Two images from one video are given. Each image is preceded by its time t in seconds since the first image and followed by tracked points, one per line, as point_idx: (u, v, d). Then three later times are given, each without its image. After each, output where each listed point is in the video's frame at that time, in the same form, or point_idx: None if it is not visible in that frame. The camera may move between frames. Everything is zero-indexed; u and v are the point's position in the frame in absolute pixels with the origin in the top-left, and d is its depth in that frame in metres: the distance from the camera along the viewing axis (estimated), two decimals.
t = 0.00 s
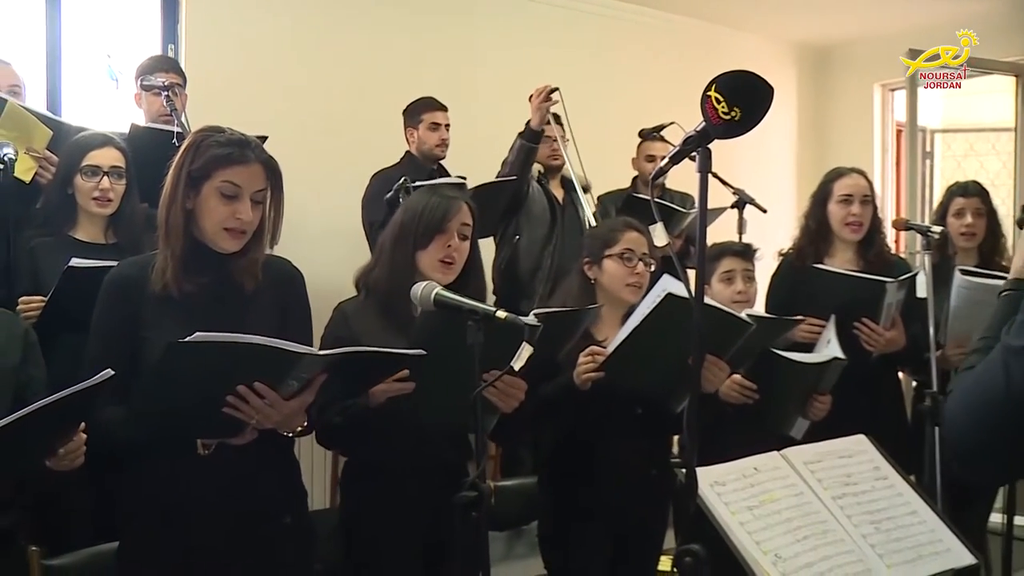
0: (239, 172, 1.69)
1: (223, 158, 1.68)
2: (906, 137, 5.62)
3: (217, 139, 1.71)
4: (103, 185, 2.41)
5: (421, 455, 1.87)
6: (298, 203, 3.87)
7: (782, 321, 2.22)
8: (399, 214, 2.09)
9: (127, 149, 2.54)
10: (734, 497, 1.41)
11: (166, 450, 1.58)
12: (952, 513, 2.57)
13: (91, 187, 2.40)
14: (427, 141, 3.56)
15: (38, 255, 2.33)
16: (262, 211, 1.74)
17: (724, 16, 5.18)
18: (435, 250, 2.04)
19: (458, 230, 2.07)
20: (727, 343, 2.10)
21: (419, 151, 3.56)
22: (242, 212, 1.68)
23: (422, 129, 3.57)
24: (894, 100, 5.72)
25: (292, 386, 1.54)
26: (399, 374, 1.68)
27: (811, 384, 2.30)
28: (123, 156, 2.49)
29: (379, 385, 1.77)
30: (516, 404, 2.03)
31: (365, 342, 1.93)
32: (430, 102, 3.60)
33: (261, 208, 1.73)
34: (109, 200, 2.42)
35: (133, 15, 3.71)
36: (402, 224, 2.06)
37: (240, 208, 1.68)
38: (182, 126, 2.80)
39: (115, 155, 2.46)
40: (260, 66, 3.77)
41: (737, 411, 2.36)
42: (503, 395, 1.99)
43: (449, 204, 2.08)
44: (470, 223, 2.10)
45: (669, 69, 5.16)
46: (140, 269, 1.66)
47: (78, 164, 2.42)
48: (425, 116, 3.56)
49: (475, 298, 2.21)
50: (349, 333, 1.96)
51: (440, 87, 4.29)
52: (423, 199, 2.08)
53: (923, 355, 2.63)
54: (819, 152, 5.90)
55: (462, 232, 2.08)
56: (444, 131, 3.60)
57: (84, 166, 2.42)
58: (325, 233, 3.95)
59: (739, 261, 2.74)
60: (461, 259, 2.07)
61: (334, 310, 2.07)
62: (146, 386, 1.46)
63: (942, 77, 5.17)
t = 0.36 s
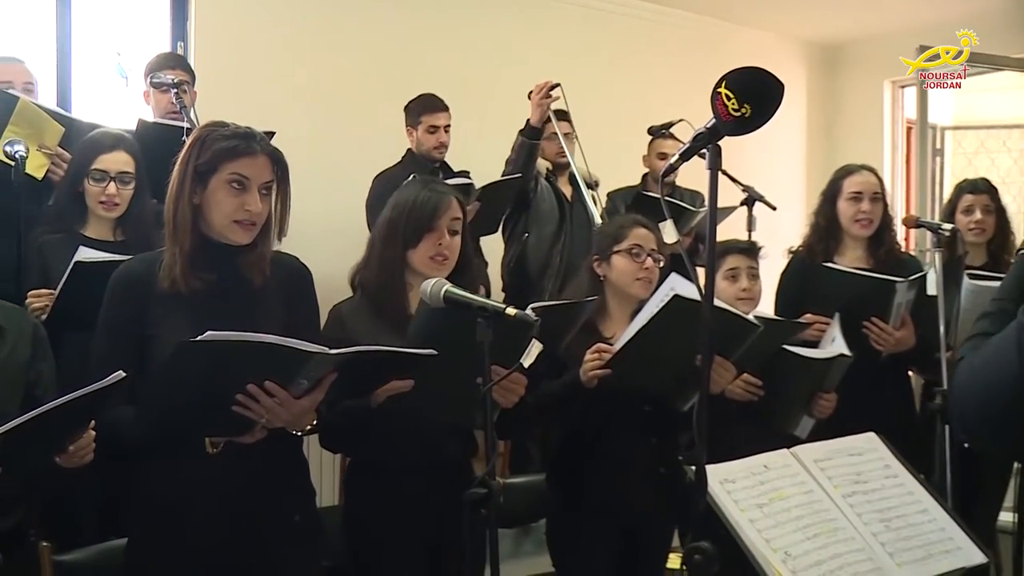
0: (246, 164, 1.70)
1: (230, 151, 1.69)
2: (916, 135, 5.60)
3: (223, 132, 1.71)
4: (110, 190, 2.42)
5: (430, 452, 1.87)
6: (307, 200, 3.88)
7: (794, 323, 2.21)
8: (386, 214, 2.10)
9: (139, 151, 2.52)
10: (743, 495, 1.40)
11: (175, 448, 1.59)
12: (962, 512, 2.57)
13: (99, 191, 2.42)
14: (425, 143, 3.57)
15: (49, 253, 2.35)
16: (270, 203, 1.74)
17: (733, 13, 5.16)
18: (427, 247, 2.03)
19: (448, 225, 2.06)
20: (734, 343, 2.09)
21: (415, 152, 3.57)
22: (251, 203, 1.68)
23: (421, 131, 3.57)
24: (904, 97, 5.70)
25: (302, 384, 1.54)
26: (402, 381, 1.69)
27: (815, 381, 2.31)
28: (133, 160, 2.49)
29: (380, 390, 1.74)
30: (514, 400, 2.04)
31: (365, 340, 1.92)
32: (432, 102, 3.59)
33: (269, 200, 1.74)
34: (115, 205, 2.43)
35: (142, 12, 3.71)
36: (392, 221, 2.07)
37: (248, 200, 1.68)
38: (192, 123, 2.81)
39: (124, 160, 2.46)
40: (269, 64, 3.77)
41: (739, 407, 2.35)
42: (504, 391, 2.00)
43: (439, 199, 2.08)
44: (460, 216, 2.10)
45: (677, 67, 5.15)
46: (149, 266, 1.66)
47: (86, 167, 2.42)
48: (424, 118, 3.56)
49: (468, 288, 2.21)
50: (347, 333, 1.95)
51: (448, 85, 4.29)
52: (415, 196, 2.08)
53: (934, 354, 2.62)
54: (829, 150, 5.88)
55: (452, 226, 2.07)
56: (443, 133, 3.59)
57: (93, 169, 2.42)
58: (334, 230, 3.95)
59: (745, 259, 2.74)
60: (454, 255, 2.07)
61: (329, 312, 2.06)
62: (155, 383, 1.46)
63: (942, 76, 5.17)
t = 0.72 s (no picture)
0: (253, 165, 1.70)
1: (236, 151, 1.69)
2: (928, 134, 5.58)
3: (229, 132, 1.72)
4: (114, 196, 2.41)
5: (443, 452, 1.88)
6: (318, 200, 3.88)
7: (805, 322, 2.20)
8: (383, 211, 2.10)
9: (148, 155, 2.51)
10: (755, 496, 1.40)
11: (186, 450, 1.59)
12: (974, 514, 2.56)
13: (105, 197, 2.41)
14: (432, 143, 3.56)
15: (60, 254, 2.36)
16: (277, 202, 1.74)
17: (745, 13, 5.15)
18: (430, 248, 2.04)
19: (444, 221, 2.07)
20: (742, 345, 2.07)
21: (424, 152, 3.56)
22: (258, 204, 1.68)
23: (427, 131, 3.57)
24: (916, 97, 5.67)
25: (310, 387, 1.54)
26: (414, 383, 1.69)
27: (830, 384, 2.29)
28: (140, 166, 2.47)
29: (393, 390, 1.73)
30: (530, 400, 2.01)
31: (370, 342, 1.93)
32: (437, 103, 3.59)
33: (276, 200, 1.74)
34: (120, 210, 2.42)
35: (155, 13, 3.73)
36: (387, 223, 2.06)
37: (256, 201, 1.68)
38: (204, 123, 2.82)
39: (129, 166, 2.45)
40: (280, 64, 3.79)
41: (751, 409, 2.35)
42: (517, 389, 1.98)
43: (432, 196, 2.08)
44: (454, 211, 2.11)
45: (688, 67, 5.15)
46: (158, 268, 1.67)
47: (94, 173, 2.42)
48: (429, 119, 3.56)
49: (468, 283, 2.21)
50: (352, 336, 1.94)
51: (458, 86, 4.29)
52: (406, 194, 2.08)
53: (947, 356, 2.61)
54: (840, 150, 5.86)
55: (449, 223, 2.08)
56: (450, 131, 3.58)
57: (98, 175, 2.42)
58: (346, 231, 3.96)
59: (757, 260, 2.73)
60: (456, 253, 2.07)
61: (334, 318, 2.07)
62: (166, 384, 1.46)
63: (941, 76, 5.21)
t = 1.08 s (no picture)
0: (265, 165, 1.70)
1: (249, 151, 1.69)
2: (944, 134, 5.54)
3: (241, 132, 1.72)
4: (124, 197, 2.42)
5: (455, 452, 1.89)
6: (331, 200, 3.89)
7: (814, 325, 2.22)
8: (401, 210, 2.11)
9: (157, 156, 2.52)
10: (770, 496, 1.40)
11: (200, 449, 1.60)
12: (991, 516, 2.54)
13: (115, 198, 2.42)
14: (449, 138, 3.57)
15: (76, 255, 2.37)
16: (290, 203, 1.75)
17: (758, 12, 5.14)
18: (449, 242, 2.05)
19: (461, 215, 2.08)
20: (754, 347, 2.06)
21: (442, 149, 3.57)
22: (270, 205, 1.68)
23: (445, 126, 3.58)
24: (932, 96, 5.62)
25: (324, 383, 1.54)
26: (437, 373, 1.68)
27: (843, 393, 2.28)
28: (150, 166, 2.48)
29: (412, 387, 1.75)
30: (553, 402, 2.00)
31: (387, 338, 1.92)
32: (454, 98, 3.61)
33: (289, 200, 1.74)
34: (130, 211, 2.43)
35: (170, 13, 3.75)
36: (405, 224, 2.08)
37: (268, 202, 1.69)
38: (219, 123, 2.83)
39: (139, 166, 2.45)
40: (294, 65, 3.80)
41: (766, 415, 2.34)
42: (540, 391, 1.97)
43: (445, 192, 2.10)
44: (470, 205, 2.12)
45: (702, 67, 5.14)
46: (170, 268, 1.68)
47: (104, 175, 2.43)
48: (447, 112, 3.57)
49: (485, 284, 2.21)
50: (374, 333, 1.94)
51: (471, 85, 4.29)
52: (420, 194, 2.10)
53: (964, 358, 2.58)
54: (854, 150, 5.84)
55: (466, 216, 2.09)
56: (468, 125, 3.59)
57: (109, 176, 2.43)
58: (360, 231, 3.97)
59: (771, 258, 2.72)
60: (476, 245, 2.08)
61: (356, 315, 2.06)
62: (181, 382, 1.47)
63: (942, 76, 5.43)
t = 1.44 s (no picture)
0: (287, 174, 1.71)
1: (271, 159, 1.70)
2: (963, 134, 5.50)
3: (264, 138, 1.73)
4: (140, 196, 2.45)
5: (473, 451, 1.88)
6: (347, 200, 3.91)
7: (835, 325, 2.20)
8: (435, 209, 2.10)
9: (174, 155, 2.54)
10: (789, 498, 1.40)
11: (219, 450, 1.60)
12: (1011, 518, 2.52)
13: (131, 197, 2.45)
14: (484, 133, 3.58)
15: (95, 254, 2.39)
16: (308, 211, 1.75)
17: (774, 11, 5.12)
18: (483, 243, 2.04)
19: (497, 216, 2.07)
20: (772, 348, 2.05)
21: (476, 148, 3.59)
22: (290, 214, 1.69)
23: (479, 124, 3.60)
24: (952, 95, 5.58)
25: (345, 385, 1.53)
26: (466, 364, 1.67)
27: (858, 376, 2.24)
28: (166, 165, 2.50)
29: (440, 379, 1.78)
30: (583, 396, 2.02)
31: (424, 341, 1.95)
32: (484, 98, 3.63)
33: (307, 209, 1.75)
34: (147, 210, 2.46)
35: (188, 14, 3.77)
36: (438, 222, 2.07)
37: (287, 211, 1.69)
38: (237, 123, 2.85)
39: (155, 165, 2.48)
40: (310, 65, 3.82)
41: (780, 408, 2.35)
42: (569, 387, 1.98)
43: (483, 193, 2.09)
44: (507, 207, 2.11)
45: (717, 66, 5.13)
46: (185, 267, 1.68)
47: (121, 173, 2.45)
48: (480, 111, 3.59)
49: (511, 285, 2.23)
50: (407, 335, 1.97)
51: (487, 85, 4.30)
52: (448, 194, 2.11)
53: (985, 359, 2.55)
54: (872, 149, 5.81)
55: (501, 217, 2.08)
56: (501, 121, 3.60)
57: (126, 174, 2.45)
58: (376, 231, 3.99)
59: (792, 262, 2.71)
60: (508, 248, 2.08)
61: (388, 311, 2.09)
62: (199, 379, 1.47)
63: (942, 76, 5.27)
